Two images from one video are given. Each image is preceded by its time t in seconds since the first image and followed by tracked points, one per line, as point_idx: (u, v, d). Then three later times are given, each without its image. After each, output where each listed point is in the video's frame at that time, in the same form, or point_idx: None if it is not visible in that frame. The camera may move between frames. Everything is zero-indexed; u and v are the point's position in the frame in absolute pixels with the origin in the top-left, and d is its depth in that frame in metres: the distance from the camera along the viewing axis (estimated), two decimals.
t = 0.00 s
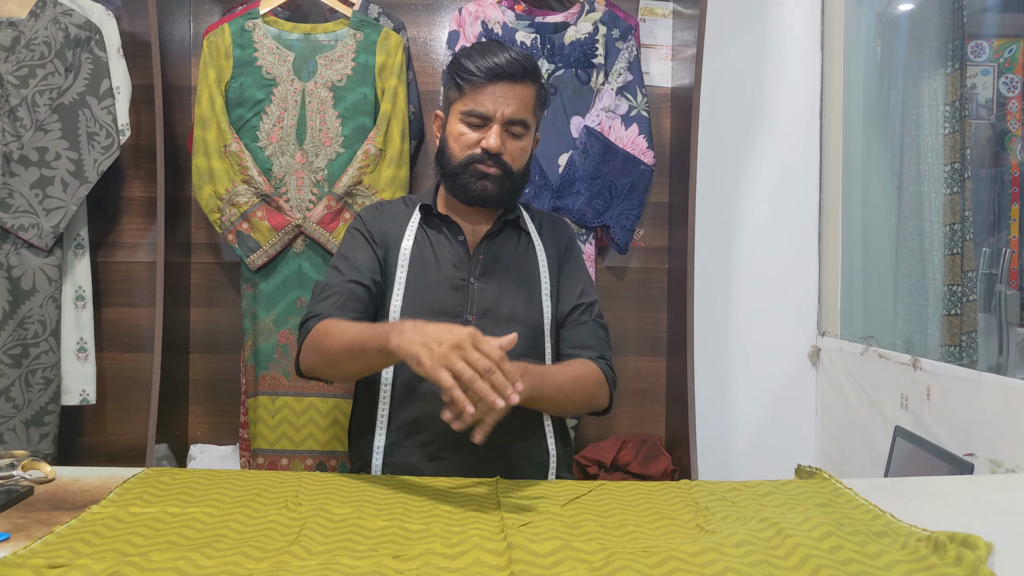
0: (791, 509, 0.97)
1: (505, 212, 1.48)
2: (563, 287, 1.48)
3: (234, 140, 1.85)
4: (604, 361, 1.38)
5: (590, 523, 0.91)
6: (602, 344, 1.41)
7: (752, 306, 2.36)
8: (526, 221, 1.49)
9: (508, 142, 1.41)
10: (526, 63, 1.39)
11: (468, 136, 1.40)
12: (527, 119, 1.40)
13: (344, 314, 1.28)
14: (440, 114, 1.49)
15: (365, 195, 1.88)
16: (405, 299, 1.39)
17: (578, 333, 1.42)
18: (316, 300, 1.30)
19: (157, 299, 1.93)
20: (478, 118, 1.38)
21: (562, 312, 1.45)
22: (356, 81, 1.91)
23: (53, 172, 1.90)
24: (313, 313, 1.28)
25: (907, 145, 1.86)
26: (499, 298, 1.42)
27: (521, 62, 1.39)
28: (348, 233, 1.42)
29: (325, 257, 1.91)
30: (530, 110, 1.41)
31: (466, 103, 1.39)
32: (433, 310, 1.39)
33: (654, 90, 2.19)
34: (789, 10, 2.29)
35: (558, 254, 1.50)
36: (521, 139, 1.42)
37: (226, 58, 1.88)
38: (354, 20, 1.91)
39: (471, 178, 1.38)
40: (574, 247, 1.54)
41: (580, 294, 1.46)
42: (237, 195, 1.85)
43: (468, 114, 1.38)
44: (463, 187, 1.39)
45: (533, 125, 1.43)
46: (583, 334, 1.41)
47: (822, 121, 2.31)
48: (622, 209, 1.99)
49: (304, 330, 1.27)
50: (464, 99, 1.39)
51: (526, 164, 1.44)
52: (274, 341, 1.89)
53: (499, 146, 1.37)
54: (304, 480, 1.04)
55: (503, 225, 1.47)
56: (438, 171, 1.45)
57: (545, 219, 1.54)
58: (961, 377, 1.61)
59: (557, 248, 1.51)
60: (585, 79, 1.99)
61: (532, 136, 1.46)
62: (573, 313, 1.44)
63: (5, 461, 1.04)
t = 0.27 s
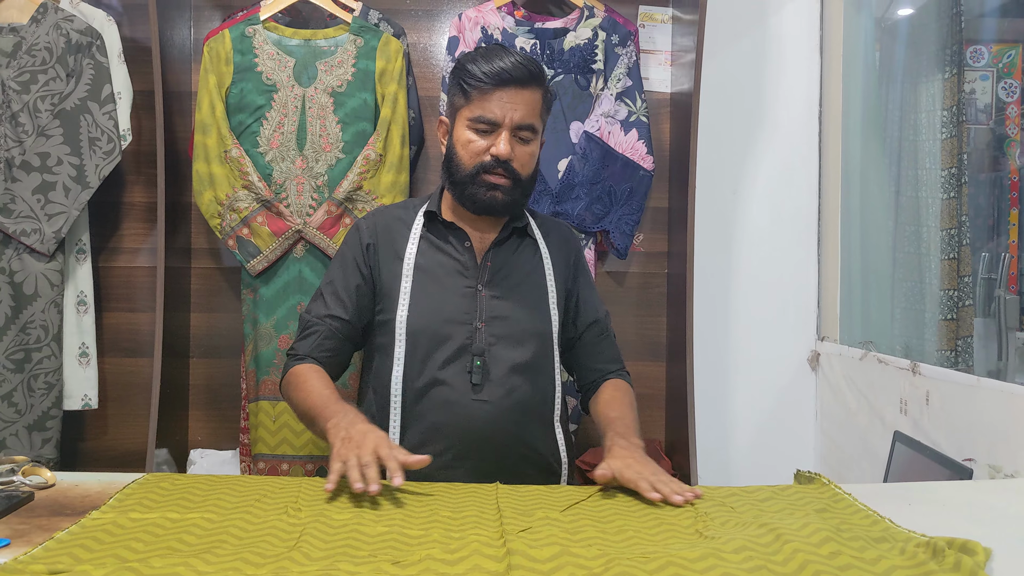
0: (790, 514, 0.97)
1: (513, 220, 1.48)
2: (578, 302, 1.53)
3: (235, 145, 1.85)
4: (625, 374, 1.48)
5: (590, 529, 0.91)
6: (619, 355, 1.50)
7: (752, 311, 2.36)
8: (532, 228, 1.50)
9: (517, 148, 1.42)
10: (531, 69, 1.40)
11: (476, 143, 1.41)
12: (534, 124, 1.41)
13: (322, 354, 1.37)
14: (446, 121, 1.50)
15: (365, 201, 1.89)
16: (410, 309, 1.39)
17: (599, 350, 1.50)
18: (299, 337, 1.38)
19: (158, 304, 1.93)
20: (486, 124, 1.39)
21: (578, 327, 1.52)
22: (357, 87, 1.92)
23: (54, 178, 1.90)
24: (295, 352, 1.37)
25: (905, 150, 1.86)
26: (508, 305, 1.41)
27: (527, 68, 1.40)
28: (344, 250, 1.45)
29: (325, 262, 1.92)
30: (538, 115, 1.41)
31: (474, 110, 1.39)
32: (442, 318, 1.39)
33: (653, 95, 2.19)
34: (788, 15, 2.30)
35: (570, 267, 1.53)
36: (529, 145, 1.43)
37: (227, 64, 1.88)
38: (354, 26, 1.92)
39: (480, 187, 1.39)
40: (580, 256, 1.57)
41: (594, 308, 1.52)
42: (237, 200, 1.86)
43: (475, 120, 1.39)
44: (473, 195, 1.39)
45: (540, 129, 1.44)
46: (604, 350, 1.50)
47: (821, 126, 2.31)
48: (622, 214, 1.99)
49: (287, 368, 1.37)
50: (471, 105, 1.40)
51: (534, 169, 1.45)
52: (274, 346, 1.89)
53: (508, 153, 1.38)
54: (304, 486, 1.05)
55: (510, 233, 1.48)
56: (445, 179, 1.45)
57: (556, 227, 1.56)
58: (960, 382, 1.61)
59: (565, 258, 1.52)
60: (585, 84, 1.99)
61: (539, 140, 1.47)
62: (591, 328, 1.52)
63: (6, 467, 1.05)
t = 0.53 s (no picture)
0: (790, 517, 0.97)
1: (516, 223, 1.48)
2: (584, 306, 1.53)
3: (235, 148, 1.86)
4: (631, 375, 1.49)
5: (590, 531, 0.91)
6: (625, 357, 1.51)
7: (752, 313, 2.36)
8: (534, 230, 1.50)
9: (518, 151, 1.42)
10: (531, 70, 1.40)
11: (477, 147, 1.41)
12: (536, 127, 1.41)
13: (316, 357, 1.41)
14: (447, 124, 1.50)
15: (365, 204, 1.89)
16: (412, 313, 1.40)
17: (606, 351, 1.50)
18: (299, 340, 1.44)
19: (159, 307, 1.93)
20: (487, 128, 1.39)
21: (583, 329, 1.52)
22: (357, 90, 1.92)
23: (56, 181, 1.90)
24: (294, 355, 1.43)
25: (905, 153, 1.86)
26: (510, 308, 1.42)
27: (527, 70, 1.39)
28: (345, 254, 1.48)
29: (325, 265, 1.92)
30: (539, 117, 1.41)
31: (474, 113, 1.39)
32: (445, 322, 1.39)
33: (653, 98, 2.19)
34: (787, 19, 2.30)
35: (575, 270, 1.53)
36: (530, 147, 1.43)
37: (228, 67, 1.89)
38: (354, 29, 1.92)
39: (482, 192, 1.39)
40: (582, 258, 1.57)
41: (599, 310, 1.53)
42: (237, 203, 1.86)
43: (476, 124, 1.39)
44: (475, 201, 1.40)
45: (542, 130, 1.44)
46: (610, 352, 1.50)
47: (821, 130, 2.31)
48: (622, 217, 1.99)
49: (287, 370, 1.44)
50: (472, 109, 1.40)
51: (536, 172, 1.45)
52: (274, 349, 1.89)
53: (509, 156, 1.38)
54: (304, 488, 1.05)
55: (514, 236, 1.48)
56: (447, 183, 1.46)
57: (560, 230, 1.56)
58: (961, 385, 1.61)
59: (568, 260, 1.53)
60: (585, 87, 2.00)
61: (541, 142, 1.47)
62: (597, 330, 1.53)
63: (8, 469, 1.05)
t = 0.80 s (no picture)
0: (791, 521, 0.97)
1: (517, 227, 1.49)
2: (586, 310, 1.53)
3: (236, 152, 1.86)
4: (631, 380, 1.48)
5: (592, 536, 0.91)
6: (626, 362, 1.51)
7: (753, 317, 2.36)
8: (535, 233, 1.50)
9: (518, 156, 1.42)
10: (531, 76, 1.40)
11: (477, 153, 1.41)
12: (535, 132, 1.41)
13: (317, 360, 1.41)
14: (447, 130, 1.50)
15: (366, 208, 1.90)
16: (413, 316, 1.40)
17: (606, 356, 1.50)
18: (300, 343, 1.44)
19: (160, 311, 1.94)
20: (487, 133, 1.40)
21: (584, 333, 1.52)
22: (358, 94, 1.92)
23: (56, 185, 1.91)
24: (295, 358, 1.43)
25: (905, 157, 1.86)
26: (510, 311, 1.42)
27: (526, 75, 1.39)
28: (347, 258, 1.49)
29: (326, 269, 1.92)
30: (539, 122, 1.42)
31: (474, 119, 1.40)
32: (447, 325, 1.39)
33: (654, 102, 2.19)
34: (787, 23, 2.31)
35: (577, 273, 1.53)
36: (530, 152, 1.43)
37: (229, 71, 1.89)
38: (355, 33, 1.92)
39: (482, 197, 1.39)
40: (585, 262, 1.57)
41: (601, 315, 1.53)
42: (239, 207, 1.87)
43: (476, 130, 1.40)
44: (474, 206, 1.40)
45: (541, 136, 1.44)
46: (611, 357, 1.50)
47: (821, 133, 2.32)
48: (622, 221, 1.99)
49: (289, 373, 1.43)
50: (471, 115, 1.40)
51: (535, 177, 1.46)
52: (275, 353, 1.90)
53: (508, 162, 1.38)
54: (305, 493, 1.05)
55: (515, 239, 1.48)
56: (448, 188, 1.46)
57: (562, 233, 1.56)
58: (961, 389, 1.61)
59: (570, 263, 1.53)
60: (585, 91, 2.00)
61: (541, 147, 1.47)
62: (598, 334, 1.52)
63: (9, 474, 1.05)
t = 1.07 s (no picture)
0: (792, 523, 0.97)
1: (519, 225, 1.49)
2: (588, 310, 1.53)
3: (236, 153, 1.86)
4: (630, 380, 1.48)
5: (592, 537, 0.91)
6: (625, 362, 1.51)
7: (753, 318, 2.36)
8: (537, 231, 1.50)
9: (518, 154, 1.42)
10: (525, 74, 1.39)
11: (477, 154, 1.41)
12: (533, 128, 1.41)
13: (320, 358, 1.41)
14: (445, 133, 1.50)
15: (367, 208, 1.90)
16: (414, 313, 1.40)
17: (606, 355, 1.50)
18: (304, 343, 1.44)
19: (159, 312, 1.93)
20: (486, 134, 1.39)
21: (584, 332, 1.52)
22: (358, 95, 1.92)
23: (56, 186, 1.91)
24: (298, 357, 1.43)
25: (905, 158, 1.86)
26: (512, 308, 1.42)
27: (521, 74, 1.39)
28: (349, 257, 1.49)
29: (326, 269, 1.92)
30: (537, 118, 1.41)
31: (472, 120, 1.40)
32: (448, 322, 1.39)
33: (654, 103, 2.20)
34: (787, 24, 2.31)
35: (579, 271, 1.53)
36: (529, 149, 1.43)
37: (229, 72, 1.89)
38: (356, 35, 1.93)
39: (486, 196, 1.39)
40: (587, 260, 1.57)
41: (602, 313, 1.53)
42: (239, 208, 1.87)
43: (474, 131, 1.39)
44: (478, 205, 1.40)
45: (539, 132, 1.44)
46: (611, 356, 1.50)
47: (821, 134, 2.32)
48: (622, 222, 1.99)
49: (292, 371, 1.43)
50: (469, 117, 1.40)
51: (537, 173, 1.46)
52: (275, 354, 1.90)
53: (509, 160, 1.38)
54: (305, 494, 1.05)
55: (517, 236, 1.48)
56: (449, 190, 1.46)
57: (563, 232, 1.56)
58: (962, 390, 1.61)
59: (572, 261, 1.52)
60: (585, 93, 2.01)
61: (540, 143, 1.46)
62: (599, 333, 1.52)
63: (8, 475, 1.05)
